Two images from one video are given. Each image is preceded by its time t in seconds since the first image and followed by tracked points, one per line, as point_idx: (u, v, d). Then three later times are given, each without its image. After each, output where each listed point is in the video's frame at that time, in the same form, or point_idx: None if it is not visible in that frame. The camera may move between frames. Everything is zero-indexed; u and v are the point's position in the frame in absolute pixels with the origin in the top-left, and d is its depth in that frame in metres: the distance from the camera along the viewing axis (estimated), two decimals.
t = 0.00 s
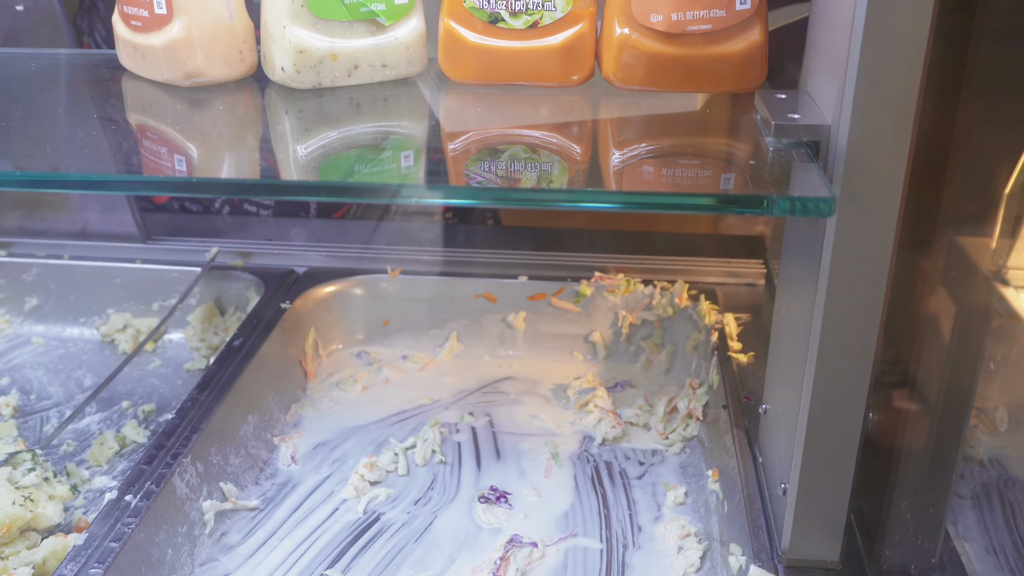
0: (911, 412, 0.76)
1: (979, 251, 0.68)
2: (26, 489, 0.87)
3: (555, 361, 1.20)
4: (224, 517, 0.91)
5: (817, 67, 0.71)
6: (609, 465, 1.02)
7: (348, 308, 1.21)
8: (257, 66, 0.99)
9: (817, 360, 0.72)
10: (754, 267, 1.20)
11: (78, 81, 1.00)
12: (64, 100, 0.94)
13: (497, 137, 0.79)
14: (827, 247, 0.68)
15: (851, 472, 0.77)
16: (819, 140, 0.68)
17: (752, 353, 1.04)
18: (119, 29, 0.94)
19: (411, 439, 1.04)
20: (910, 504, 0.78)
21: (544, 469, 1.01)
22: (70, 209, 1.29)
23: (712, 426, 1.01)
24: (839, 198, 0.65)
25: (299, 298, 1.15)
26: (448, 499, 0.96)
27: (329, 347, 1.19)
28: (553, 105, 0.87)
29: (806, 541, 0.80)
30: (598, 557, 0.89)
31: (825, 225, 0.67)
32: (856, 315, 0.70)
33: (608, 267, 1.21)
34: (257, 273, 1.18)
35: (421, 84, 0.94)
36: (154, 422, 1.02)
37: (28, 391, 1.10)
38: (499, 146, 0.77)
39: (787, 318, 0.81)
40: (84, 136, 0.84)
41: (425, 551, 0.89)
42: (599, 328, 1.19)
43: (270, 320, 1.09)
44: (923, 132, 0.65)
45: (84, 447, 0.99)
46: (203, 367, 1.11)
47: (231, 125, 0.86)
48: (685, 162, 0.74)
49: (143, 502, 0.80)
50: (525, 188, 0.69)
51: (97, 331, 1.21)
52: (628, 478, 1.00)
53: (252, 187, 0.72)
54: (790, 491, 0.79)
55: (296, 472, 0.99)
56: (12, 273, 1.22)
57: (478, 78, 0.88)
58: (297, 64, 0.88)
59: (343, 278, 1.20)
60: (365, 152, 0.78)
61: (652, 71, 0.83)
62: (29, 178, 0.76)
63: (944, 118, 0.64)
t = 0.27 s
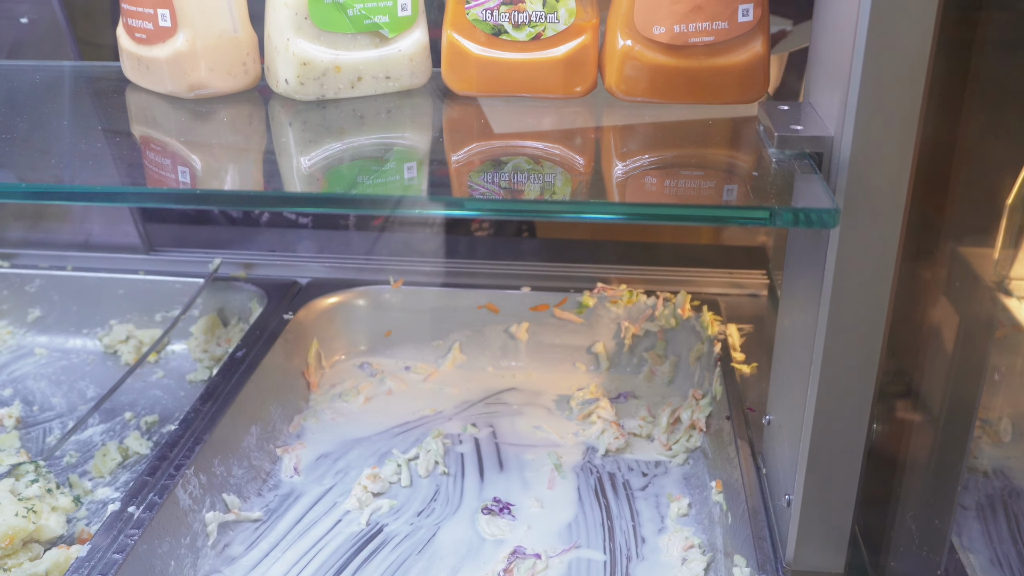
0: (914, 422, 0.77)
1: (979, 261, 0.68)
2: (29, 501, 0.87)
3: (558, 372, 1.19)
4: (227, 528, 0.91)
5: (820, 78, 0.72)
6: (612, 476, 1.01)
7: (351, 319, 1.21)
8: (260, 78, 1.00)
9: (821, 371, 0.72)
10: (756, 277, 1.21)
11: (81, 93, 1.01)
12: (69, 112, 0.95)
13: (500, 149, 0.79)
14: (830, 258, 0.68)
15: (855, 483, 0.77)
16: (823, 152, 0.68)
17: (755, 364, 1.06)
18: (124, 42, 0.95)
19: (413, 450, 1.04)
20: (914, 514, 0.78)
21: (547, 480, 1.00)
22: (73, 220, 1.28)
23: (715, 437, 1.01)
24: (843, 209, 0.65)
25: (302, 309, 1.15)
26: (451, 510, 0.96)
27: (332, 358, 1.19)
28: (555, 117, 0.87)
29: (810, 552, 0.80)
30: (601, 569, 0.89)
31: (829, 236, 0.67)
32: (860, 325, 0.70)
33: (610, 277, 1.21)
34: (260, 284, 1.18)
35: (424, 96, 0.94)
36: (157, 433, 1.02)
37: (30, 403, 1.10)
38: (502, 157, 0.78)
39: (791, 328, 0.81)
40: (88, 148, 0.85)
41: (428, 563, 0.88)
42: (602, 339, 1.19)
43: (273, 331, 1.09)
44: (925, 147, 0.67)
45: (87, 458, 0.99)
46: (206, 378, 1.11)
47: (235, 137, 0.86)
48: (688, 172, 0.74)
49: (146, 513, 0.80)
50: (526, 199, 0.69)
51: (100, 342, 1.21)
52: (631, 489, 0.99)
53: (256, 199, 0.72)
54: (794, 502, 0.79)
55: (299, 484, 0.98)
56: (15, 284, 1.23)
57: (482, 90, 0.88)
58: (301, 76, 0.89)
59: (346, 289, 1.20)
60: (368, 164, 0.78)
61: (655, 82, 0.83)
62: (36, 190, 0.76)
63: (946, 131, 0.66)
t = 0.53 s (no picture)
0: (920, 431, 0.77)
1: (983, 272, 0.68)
2: (34, 513, 0.87)
3: (562, 382, 1.19)
4: (232, 540, 0.90)
5: (825, 89, 0.72)
6: (617, 487, 1.01)
7: (355, 330, 1.21)
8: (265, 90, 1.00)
9: (827, 381, 0.72)
10: (760, 287, 1.21)
11: (87, 105, 1.01)
12: (76, 124, 0.95)
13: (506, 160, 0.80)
14: (836, 268, 0.68)
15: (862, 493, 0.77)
16: (829, 162, 0.68)
17: (760, 374, 1.05)
18: (130, 55, 0.95)
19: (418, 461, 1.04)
20: (921, 524, 0.78)
21: (552, 490, 1.00)
22: (78, 232, 1.29)
23: (721, 448, 1.00)
24: (848, 220, 0.65)
25: (306, 320, 1.15)
26: (457, 522, 0.95)
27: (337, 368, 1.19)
28: (560, 129, 0.87)
29: (818, 563, 0.80)
30: None
31: (834, 246, 0.68)
32: (866, 336, 0.70)
33: (614, 288, 1.21)
34: (265, 295, 1.19)
35: (428, 108, 0.95)
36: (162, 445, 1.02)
37: (35, 415, 1.10)
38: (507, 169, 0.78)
39: (797, 338, 0.81)
40: (94, 160, 0.85)
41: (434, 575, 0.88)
42: (606, 349, 1.19)
43: (277, 342, 1.09)
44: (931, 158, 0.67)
45: (91, 470, 0.99)
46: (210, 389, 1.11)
47: (241, 149, 0.86)
48: (693, 183, 0.74)
49: (152, 525, 0.80)
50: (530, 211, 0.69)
51: (104, 353, 1.21)
52: (636, 500, 0.99)
53: (263, 211, 0.72)
54: (801, 513, 0.78)
55: (304, 495, 0.98)
56: (20, 296, 1.23)
57: (487, 101, 0.88)
58: (306, 88, 0.89)
59: (350, 300, 1.20)
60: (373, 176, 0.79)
61: (659, 93, 0.83)
62: (44, 204, 0.76)
63: (951, 142, 0.66)
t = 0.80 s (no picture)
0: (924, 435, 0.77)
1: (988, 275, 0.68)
2: (37, 521, 0.86)
3: (566, 388, 1.19)
4: (236, 547, 0.90)
5: (829, 93, 0.72)
6: (622, 492, 1.00)
7: (358, 336, 1.20)
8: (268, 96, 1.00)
9: (833, 385, 0.71)
10: (764, 291, 1.20)
11: (90, 113, 1.01)
12: (78, 131, 0.95)
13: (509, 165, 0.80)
14: (841, 271, 0.67)
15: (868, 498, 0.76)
16: (833, 165, 0.68)
17: (764, 379, 1.05)
18: (133, 62, 0.95)
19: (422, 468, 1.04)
20: (928, 528, 0.77)
21: (557, 496, 1.00)
22: (80, 240, 1.28)
23: (726, 453, 1.00)
24: (853, 224, 0.65)
25: (309, 327, 1.15)
26: (461, 528, 0.95)
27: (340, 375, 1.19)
28: (564, 133, 0.87)
29: (824, 568, 0.79)
30: None
31: (839, 250, 0.67)
32: (872, 339, 0.69)
33: (618, 292, 1.21)
34: (268, 302, 1.18)
35: (431, 114, 0.95)
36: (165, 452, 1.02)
37: (38, 423, 1.09)
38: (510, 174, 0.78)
39: (802, 342, 0.81)
40: (97, 167, 0.85)
41: None
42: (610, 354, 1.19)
43: (280, 348, 1.09)
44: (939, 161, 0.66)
45: (94, 477, 0.98)
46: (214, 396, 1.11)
47: (243, 155, 0.86)
48: (696, 188, 0.74)
49: (155, 533, 0.80)
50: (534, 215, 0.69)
51: (107, 361, 1.21)
52: (641, 506, 0.98)
53: (266, 217, 0.72)
54: (807, 518, 0.78)
55: (307, 502, 0.98)
56: (23, 304, 1.23)
57: (490, 105, 0.88)
58: (309, 94, 0.89)
59: (353, 307, 1.20)
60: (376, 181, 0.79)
61: (663, 98, 0.83)
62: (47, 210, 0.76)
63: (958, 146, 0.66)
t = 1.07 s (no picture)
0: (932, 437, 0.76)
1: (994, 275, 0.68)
2: (39, 525, 0.86)
3: (569, 390, 1.19)
4: (239, 551, 0.90)
5: (833, 94, 0.72)
6: (626, 495, 1.00)
7: (361, 339, 1.20)
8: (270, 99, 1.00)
9: (839, 386, 0.71)
10: (768, 293, 1.20)
11: (91, 116, 1.01)
12: (80, 135, 0.95)
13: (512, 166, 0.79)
14: (846, 271, 0.67)
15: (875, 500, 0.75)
16: (837, 166, 0.67)
17: (769, 381, 1.03)
18: (135, 65, 0.95)
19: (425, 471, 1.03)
20: (936, 531, 0.76)
21: (560, 499, 0.99)
22: (81, 244, 1.27)
23: (730, 455, 0.99)
24: (858, 224, 0.64)
25: (311, 330, 1.15)
26: (465, 531, 0.94)
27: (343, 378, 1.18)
28: (566, 135, 0.87)
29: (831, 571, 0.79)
30: None
31: (845, 250, 0.67)
32: (878, 341, 0.69)
33: (620, 294, 1.21)
34: (270, 305, 1.18)
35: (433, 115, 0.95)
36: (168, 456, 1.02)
37: (40, 427, 1.09)
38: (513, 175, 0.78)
39: (807, 343, 0.80)
40: (99, 170, 0.85)
41: None
42: (613, 356, 1.19)
43: (281, 352, 1.09)
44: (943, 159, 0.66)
45: (97, 481, 0.98)
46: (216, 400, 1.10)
47: (245, 158, 0.86)
48: (700, 188, 0.74)
49: (157, 537, 0.79)
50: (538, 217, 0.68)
51: (109, 365, 1.21)
52: (646, 509, 0.98)
53: (268, 220, 0.72)
54: (813, 520, 0.77)
55: (310, 506, 0.97)
56: (25, 308, 1.23)
57: (493, 108, 0.88)
58: (311, 96, 0.89)
59: (356, 310, 1.20)
60: (378, 183, 0.78)
61: (666, 99, 0.83)
62: (49, 213, 0.76)
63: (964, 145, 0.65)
